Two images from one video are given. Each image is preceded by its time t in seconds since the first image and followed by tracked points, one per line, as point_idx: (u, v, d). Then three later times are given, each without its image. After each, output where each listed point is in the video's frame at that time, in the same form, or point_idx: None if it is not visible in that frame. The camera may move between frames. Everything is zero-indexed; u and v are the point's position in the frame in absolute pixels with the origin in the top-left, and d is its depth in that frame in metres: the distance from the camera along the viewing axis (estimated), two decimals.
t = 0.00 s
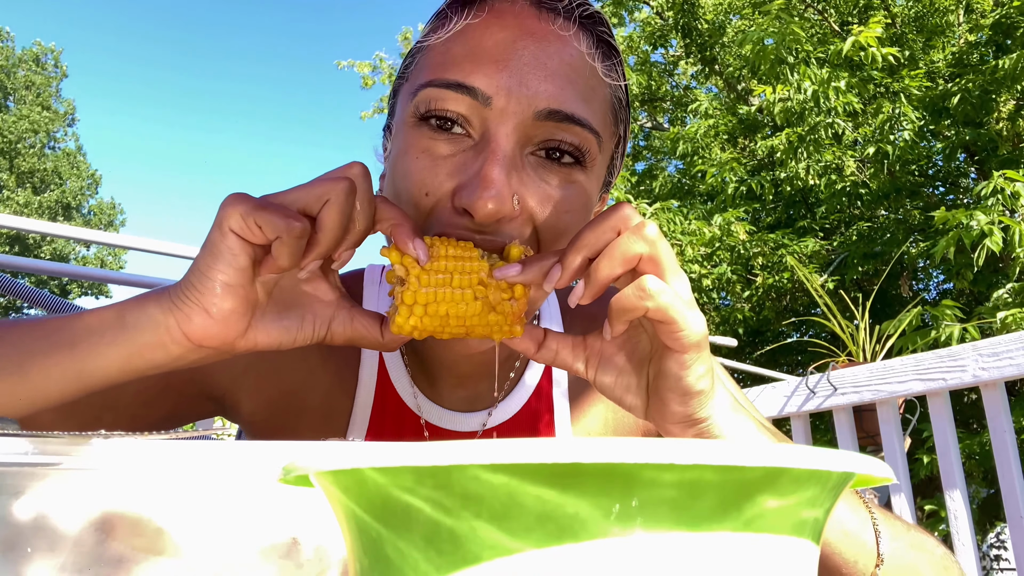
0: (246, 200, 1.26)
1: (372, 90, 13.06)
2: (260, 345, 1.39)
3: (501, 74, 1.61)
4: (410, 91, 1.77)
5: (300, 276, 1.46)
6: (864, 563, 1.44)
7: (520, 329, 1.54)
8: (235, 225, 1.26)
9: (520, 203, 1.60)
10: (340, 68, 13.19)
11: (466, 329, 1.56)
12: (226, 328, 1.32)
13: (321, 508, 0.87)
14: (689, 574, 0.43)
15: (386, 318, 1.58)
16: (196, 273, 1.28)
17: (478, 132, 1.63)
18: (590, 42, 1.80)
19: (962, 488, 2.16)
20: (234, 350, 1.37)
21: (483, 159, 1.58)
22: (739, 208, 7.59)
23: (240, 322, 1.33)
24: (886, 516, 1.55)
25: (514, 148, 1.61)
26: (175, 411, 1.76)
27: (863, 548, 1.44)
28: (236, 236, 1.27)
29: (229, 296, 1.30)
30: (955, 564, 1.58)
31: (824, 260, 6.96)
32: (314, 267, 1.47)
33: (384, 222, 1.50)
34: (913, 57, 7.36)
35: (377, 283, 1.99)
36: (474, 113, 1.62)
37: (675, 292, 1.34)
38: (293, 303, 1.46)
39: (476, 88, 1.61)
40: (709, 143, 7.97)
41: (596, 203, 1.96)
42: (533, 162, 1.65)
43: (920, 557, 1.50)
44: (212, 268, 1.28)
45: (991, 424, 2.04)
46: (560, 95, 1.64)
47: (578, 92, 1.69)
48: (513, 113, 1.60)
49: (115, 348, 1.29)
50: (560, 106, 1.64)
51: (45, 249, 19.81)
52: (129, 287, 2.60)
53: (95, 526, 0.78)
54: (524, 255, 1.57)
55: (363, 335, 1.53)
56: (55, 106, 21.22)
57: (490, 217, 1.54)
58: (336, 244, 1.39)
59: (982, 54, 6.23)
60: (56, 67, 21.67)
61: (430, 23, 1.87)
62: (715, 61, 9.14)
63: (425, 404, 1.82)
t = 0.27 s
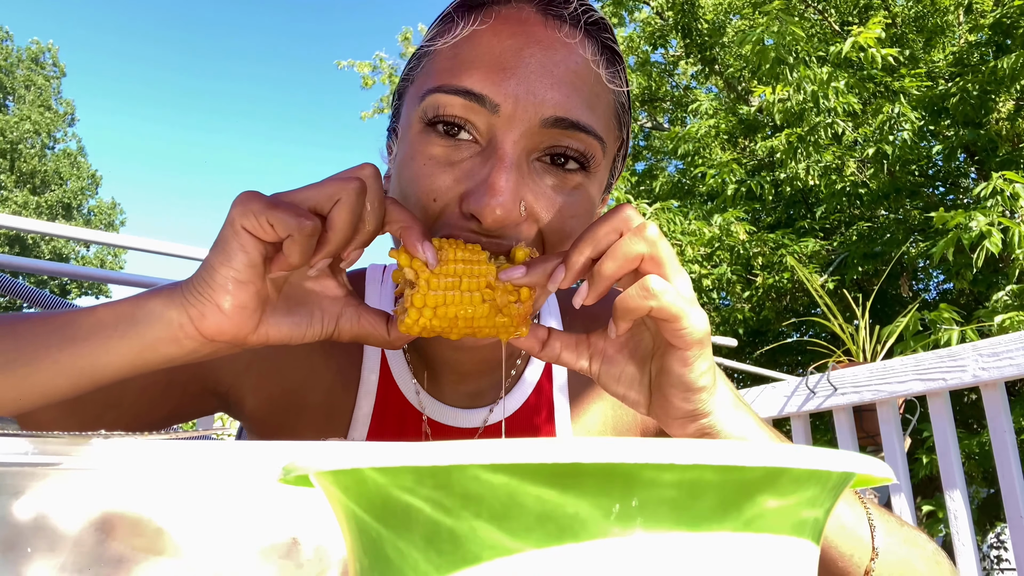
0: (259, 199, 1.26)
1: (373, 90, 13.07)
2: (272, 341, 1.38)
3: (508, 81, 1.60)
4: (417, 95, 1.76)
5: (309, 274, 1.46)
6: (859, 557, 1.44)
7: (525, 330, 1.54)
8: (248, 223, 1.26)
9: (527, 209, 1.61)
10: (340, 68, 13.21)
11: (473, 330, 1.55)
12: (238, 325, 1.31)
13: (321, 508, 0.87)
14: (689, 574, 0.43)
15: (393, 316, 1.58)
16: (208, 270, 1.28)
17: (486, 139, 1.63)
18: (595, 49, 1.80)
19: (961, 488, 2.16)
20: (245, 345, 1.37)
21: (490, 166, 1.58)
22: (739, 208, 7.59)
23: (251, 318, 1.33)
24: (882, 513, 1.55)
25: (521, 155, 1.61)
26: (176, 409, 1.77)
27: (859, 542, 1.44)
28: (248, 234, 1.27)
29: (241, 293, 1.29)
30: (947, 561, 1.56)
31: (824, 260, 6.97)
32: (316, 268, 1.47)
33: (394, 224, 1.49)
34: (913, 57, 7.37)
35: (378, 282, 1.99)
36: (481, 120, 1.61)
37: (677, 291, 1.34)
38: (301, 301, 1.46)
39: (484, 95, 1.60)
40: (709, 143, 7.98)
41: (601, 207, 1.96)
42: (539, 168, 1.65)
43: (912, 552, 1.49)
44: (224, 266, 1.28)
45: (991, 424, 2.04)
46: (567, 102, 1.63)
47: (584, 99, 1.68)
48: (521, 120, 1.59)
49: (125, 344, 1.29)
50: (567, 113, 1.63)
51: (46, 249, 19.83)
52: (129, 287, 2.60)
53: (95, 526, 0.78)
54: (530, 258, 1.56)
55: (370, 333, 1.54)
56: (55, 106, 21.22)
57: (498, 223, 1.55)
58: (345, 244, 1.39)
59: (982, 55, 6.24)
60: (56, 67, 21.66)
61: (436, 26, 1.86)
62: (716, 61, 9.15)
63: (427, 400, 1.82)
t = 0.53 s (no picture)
0: (265, 197, 1.27)
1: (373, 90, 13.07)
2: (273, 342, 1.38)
3: (512, 90, 1.59)
4: (419, 100, 1.75)
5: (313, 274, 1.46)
6: (857, 565, 1.44)
7: (531, 332, 1.55)
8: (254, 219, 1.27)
9: (530, 216, 1.61)
10: (341, 68, 13.21)
11: (479, 333, 1.56)
12: (240, 322, 1.31)
13: (321, 508, 0.87)
14: (689, 574, 0.43)
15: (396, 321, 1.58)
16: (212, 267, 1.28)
17: (489, 147, 1.61)
18: (599, 55, 1.81)
19: (961, 488, 2.16)
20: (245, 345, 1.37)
21: (494, 175, 1.57)
22: (739, 208, 7.59)
23: (252, 318, 1.33)
24: (878, 522, 1.55)
25: (525, 163, 1.60)
26: (176, 408, 1.77)
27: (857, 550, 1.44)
28: (254, 231, 1.27)
29: (243, 290, 1.29)
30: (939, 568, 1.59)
31: (824, 260, 6.97)
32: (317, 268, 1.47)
33: (400, 227, 1.49)
34: (913, 57, 7.37)
35: (378, 282, 1.99)
36: (484, 128, 1.59)
37: (685, 294, 1.34)
38: (303, 303, 1.46)
39: (488, 103, 1.57)
40: (709, 143, 7.97)
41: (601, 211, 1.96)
42: (542, 175, 1.64)
43: (909, 560, 1.51)
44: (227, 263, 1.28)
45: (991, 425, 2.04)
46: (570, 110, 1.63)
47: (587, 106, 1.68)
48: (525, 129, 1.58)
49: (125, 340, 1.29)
50: (571, 121, 1.62)
51: (46, 249, 19.82)
52: (128, 287, 2.60)
53: (95, 526, 0.78)
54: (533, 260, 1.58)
55: (373, 337, 1.53)
56: (55, 106, 21.22)
57: (502, 231, 1.58)
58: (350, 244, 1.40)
59: (982, 54, 6.23)
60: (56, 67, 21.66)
61: (440, 29, 1.84)
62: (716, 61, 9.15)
63: (428, 400, 1.82)
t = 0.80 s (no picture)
0: (262, 195, 1.27)
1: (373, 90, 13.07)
2: (266, 344, 1.38)
3: (507, 95, 1.59)
4: (415, 103, 1.74)
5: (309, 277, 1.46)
6: (860, 566, 1.44)
7: (532, 329, 1.54)
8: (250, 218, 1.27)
9: (527, 222, 1.62)
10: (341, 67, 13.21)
11: (482, 334, 1.52)
12: (234, 322, 1.31)
13: (321, 508, 0.87)
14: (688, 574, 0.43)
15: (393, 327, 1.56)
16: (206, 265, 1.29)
17: (485, 153, 1.61)
18: (595, 56, 1.81)
19: (961, 488, 2.16)
20: (239, 347, 1.37)
21: (490, 182, 1.57)
22: (739, 208, 7.59)
23: (246, 318, 1.32)
24: (879, 523, 1.55)
25: (520, 169, 1.60)
26: (174, 406, 1.77)
27: (861, 552, 1.44)
28: (248, 229, 1.27)
29: (237, 289, 1.29)
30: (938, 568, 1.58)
31: (824, 260, 6.98)
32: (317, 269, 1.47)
33: (397, 229, 1.49)
34: (913, 57, 7.37)
35: (376, 281, 1.99)
36: (480, 134, 1.59)
37: (686, 293, 1.34)
38: (300, 305, 1.46)
39: (483, 109, 1.57)
40: (709, 143, 7.97)
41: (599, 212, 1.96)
42: (538, 181, 1.64)
43: (909, 561, 1.51)
44: (221, 262, 1.28)
45: (991, 424, 2.04)
46: (566, 115, 1.62)
47: (583, 110, 1.67)
48: (521, 135, 1.58)
49: (118, 339, 1.29)
50: (566, 126, 1.62)
51: (45, 248, 19.80)
52: (128, 287, 2.60)
53: (95, 526, 0.78)
54: (531, 260, 1.57)
55: (368, 343, 1.51)
56: (55, 105, 21.21)
57: (497, 237, 1.58)
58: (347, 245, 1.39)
59: (983, 53, 6.22)
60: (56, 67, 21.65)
61: (434, 32, 1.83)
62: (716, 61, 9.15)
63: (426, 400, 1.82)
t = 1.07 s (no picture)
0: (256, 197, 1.28)
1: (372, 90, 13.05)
2: (260, 346, 1.38)
3: (504, 98, 1.59)
4: (411, 106, 1.73)
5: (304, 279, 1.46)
6: (853, 569, 1.44)
7: (525, 339, 1.53)
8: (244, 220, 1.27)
9: (525, 223, 1.62)
10: (340, 67, 13.23)
11: (474, 341, 1.50)
12: (229, 324, 1.31)
13: (320, 508, 0.87)
14: (688, 574, 0.43)
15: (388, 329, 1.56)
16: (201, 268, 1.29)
17: (483, 156, 1.60)
18: (591, 56, 1.82)
19: (961, 488, 2.16)
20: (234, 349, 1.37)
21: (489, 183, 1.57)
22: (739, 208, 7.58)
23: (241, 319, 1.32)
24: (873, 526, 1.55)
25: (519, 170, 1.60)
26: (172, 404, 1.77)
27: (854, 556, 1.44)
28: (242, 232, 1.27)
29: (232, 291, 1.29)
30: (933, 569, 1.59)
31: (824, 259, 6.97)
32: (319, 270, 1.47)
33: (392, 231, 1.49)
34: (914, 57, 7.36)
35: (373, 281, 1.98)
36: (478, 137, 1.58)
37: (679, 300, 1.34)
38: (295, 306, 1.46)
39: (481, 111, 1.57)
40: (709, 142, 7.96)
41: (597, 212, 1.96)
42: (536, 182, 1.64)
43: (903, 563, 1.51)
44: (216, 265, 1.28)
45: (991, 424, 2.04)
46: (563, 116, 1.63)
47: (579, 111, 1.68)
48: (519, 137, 1.57)
49: (114, 341, 1.29)
50: (564, 127, 1.62)
51: (45, 248, 19.78)
52: (128, 287, 2.60)
53: (95, 526, 0.78)
54: (527, 268, 1.56)
55: (363, 344, 1.51)
56: (54, 105, 21.19)
57: (497, 240, 1.57)
58: (342, 247, 1.40)
59: (984, 53, 6.21)
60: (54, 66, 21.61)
61: (428, 35, 1.83)
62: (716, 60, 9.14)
63: (422, 399, 1.83)
